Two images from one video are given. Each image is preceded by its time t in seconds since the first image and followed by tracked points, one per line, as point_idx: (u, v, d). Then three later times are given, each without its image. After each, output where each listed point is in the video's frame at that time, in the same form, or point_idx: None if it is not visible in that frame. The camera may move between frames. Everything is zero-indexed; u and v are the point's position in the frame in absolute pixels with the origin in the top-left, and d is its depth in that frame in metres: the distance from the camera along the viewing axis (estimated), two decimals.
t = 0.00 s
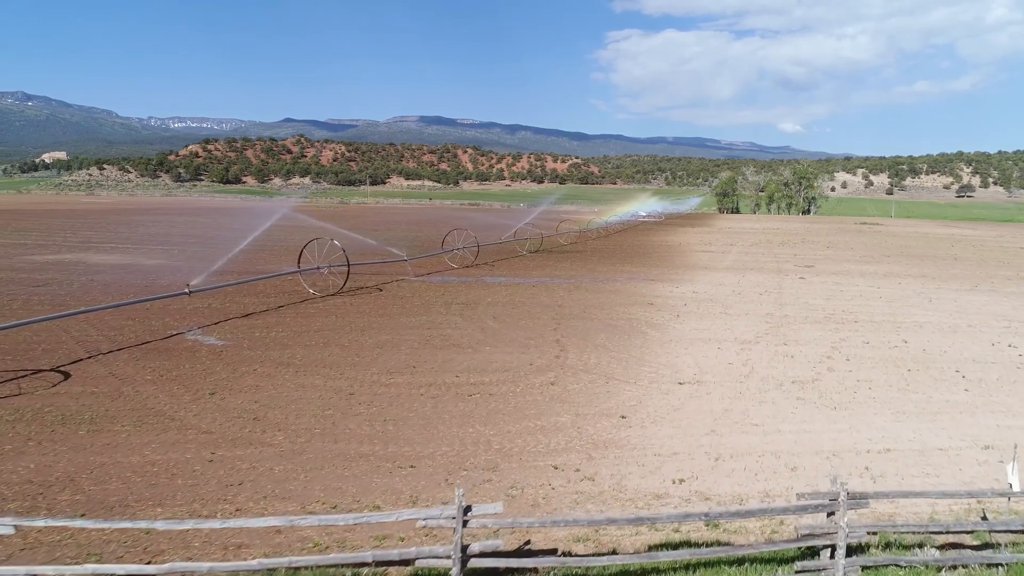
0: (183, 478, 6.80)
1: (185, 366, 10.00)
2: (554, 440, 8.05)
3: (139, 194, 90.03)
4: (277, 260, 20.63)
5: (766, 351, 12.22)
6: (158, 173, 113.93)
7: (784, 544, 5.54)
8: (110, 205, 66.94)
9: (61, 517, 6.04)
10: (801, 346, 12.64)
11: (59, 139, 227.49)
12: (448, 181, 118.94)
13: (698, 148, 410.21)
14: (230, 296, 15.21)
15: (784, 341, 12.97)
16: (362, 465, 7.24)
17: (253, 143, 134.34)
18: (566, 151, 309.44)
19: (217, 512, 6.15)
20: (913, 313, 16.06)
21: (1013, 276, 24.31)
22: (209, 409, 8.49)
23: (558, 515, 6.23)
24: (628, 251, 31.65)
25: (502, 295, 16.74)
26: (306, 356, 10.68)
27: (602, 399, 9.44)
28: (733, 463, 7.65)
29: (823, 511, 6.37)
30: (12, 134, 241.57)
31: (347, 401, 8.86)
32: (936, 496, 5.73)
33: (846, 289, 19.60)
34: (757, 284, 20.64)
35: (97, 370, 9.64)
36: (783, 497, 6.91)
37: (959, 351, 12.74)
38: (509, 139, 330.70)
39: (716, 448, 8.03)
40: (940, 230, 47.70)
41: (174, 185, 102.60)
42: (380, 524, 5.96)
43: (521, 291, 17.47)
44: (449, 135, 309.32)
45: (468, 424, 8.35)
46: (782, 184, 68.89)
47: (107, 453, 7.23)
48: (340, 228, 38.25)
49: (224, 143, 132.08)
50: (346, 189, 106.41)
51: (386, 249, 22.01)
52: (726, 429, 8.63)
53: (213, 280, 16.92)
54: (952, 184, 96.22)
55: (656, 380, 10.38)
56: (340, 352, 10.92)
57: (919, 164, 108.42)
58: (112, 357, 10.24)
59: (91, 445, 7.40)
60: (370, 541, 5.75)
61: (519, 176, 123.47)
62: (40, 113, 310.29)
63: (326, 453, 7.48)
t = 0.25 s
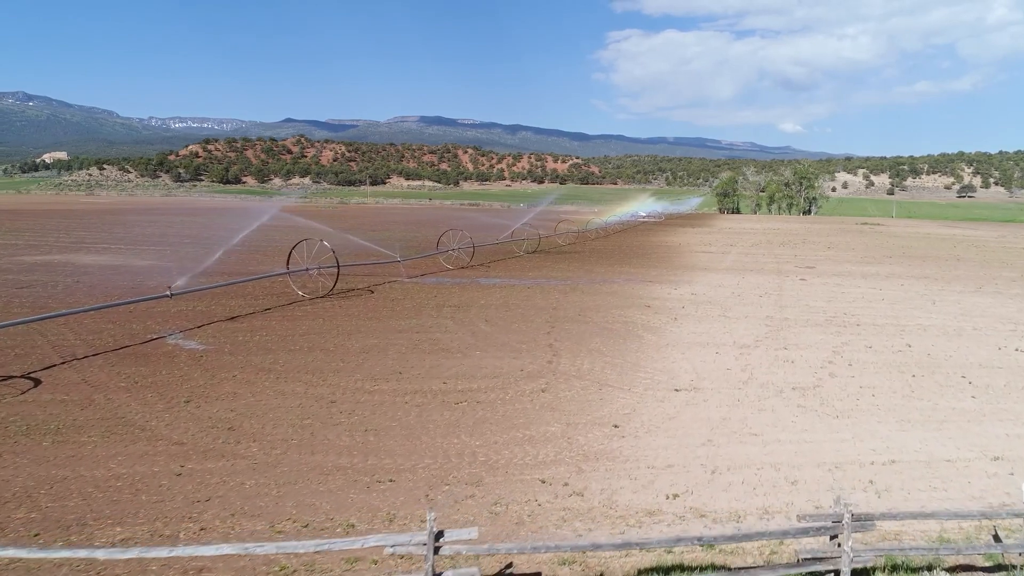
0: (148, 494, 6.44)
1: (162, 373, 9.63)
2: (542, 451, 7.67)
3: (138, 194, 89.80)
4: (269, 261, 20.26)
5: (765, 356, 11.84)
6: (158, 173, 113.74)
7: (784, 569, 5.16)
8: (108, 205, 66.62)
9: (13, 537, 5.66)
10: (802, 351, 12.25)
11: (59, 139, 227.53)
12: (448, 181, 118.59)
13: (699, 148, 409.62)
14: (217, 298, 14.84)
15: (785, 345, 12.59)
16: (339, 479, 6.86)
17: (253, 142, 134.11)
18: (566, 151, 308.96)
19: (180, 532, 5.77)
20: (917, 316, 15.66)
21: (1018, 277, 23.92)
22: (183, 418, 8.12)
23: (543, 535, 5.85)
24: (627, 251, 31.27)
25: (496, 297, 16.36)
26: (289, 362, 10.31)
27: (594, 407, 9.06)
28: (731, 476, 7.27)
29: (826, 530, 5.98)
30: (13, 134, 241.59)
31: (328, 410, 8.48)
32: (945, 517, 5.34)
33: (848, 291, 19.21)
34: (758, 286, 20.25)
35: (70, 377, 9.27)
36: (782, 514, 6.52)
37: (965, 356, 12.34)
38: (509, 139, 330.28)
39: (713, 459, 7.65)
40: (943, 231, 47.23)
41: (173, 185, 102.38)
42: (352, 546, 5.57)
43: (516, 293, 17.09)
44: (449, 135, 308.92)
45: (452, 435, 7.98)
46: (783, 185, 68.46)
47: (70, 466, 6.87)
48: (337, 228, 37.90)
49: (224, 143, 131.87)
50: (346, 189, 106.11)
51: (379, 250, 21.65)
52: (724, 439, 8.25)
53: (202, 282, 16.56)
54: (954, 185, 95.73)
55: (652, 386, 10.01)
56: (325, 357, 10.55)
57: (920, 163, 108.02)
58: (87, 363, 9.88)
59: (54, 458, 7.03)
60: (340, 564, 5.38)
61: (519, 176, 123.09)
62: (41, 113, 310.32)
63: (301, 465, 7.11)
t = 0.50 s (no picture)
0: (113, 509, 6.10)
1: (140, 378, 9.28)
2: (530, 461, 7.34)
3: (137, 194, 89.62)
4: (261, 262, 19.95)
5: (765, 360, 11.50)
6: (158, 173, 113.61)
7: None
8: (107, 205, 66.35)
9: None
10: (802, 355, 11.92)
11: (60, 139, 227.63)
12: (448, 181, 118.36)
13: (699, 148, 409.24)
14: (204, 300, 14.52)
15: (785, 349, 12.26)
16: (315, 492, 6.52)
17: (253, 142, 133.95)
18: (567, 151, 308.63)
19: (143, 551, 5.43)
20: (920, 319, 15.33)
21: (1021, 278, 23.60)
22: (157, 426, 7.78)
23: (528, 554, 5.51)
24: (626, 252, 30.97)
25: (490, 299, 16.04)
26: (273, 367, 9.97)
27: (587, 415, 8.73)
28: (728, 489, 6.93)
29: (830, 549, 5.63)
30: (14, 134, 241.62)
31: (309, 418, 8.14)
32: (956, 537, 5.01)
33: (850, 292, 18.89)
34: (758, 287, 19.93)
35: (43, 382, 8.94)
36: (782, 530, 6.19)
37: (969, 360, 12.00)
38: (509, 139, 330.02)
39: (710, 471, 7.31)
40: (945, 231, 46.90)
41: (173, 185, 102.21)
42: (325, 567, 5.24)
43: (510, 294, 16.77)
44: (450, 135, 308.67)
45: (437, 444, 7.65)
46: (783, 185, 68.19)
47: (34, 479, 6.54)
48: (334, 228, 37.62)
49: (224, 143, 131.77)
50: (345, 189, 105.88)
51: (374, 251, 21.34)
52: (721, 448, 7.91)
53: (190, 283, 16.25)
54: (955, 185, 95.40)
55: (648, 392, 9.67)
56: (310, 362, 10.21)
57: (920, 163, 107.71)
58: (63, 368, 9.56)
59: (18, 469, 6.70)
60: None
61: (519, 177, 122.84)
62: (42, 113, 310.39)
63: (277, 477, 6.78)
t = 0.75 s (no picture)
0: (68, 527, 5.72)
1: (112, 385, 8.90)
2: (516, 474, 6.95)
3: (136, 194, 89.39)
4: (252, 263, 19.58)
5: (764, 365, 11.11)
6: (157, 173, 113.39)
7: None
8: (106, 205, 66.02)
9: None
10: (804, 359, 11.52)
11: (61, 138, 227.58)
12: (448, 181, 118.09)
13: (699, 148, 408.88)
14: (188, 302, 14.14)
15: (785, 353, 11.87)
16: (286, 508, 6.13)
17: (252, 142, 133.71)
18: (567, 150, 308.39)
19: None
20: (924, 321, 14.94)
21: None
22: (124, 437, 7.40)
23: None
24: (625, 252, 30.60)
25: (483, 300, 15.66)
26: (252, 372, 9.59)
27: (577, 424, 8.33)
28: (725, 505, 6.53)
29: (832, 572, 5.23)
30: (14, 134, 241.55)
31: (285, 428, 7.76)
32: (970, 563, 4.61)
33: (852, 294, 18.50)
34: (758, 288, 19.55)
35: (10, 389, 8.56)
36: (781, 550, 5.80)
37: (976, 365, 11.60)
38: (509, 139, 329.81)
39: (705, 484, 6.92)
40: (947, 232, 46.50)
41: (172, 185, 101.96)
42: None
43: (504, 296, 16.38)
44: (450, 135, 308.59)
45: (419, 456, 7.26)
46: (784, 185, 67.84)
47: None
48: (330, 228, 37.27)
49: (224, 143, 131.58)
50: (345, 189, 105.59)
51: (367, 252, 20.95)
52: (718, 460, 7.51)
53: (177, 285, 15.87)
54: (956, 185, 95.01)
55: (642, 400, 9.28)
56: (291, 368, 9.82)
57: (921, 163, 107.31)
58: (33, 373, 9.18)
59: None
60: None
61: (519, 177, 122.53)
62: (42, 113, 310.33)
63: (246, 492, 6.39)
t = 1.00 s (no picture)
0: (23, 546, 5.38)
1: (86, 391, 8.55)
2: (502, 488, 6.60)
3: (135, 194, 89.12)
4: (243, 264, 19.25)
5: (764, 370, 10.76)
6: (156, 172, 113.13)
7: None
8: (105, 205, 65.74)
9: None
10: (804, 364, 11.17)
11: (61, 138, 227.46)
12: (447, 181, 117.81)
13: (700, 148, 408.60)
14: (174, 304, 13.80)
15: (785, 357, 11.52)
16: (257, 525, 5.79)
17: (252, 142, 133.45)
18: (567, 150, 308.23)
19: None
20: (928, 324, 14.58)
21: None
22: (92, 447, 7.04)
23: None
24: (623, 252, 30.28)
25: (476, 302, 15.32)
26: (232, 377, 9.25)
27: (569, 433, 7.99)
28: (721, 520, 6.19)
29: None
30: (14, 134, 241.35)
31: (262, 438, 7.41)
32: None
33: (853, 295, 18.16)
34: (758, 289, 19.20)
35: None
36: (781, 571, 5.46)
37: (982, 369, 11.25)
38: (510, 139, 329.56)
39: (701, 498, 6.58)
40: (948, 232, 46.13)
41: (172, 185, 101.69)
42: None
43: (498, 298, 16.04)
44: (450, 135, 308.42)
45: (401, 467, 6.92)
46: (784, 185, 67.51)
47: None
48: (327, 228, 36.94)
49: (223, 142, 131.37)
50: (344, 189, 105.28)
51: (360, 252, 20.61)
52: (715, 472, 7.16)
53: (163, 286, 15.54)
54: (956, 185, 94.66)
55: (636, 407, 8.93)
56: (273, 373, 9.47)
57: (922, 163, 106.87)
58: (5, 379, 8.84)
59: None
60: None
61: (519, 176, 122.22)
62: (42, 113, 310.15)
63: (216, 506, 6.05)
